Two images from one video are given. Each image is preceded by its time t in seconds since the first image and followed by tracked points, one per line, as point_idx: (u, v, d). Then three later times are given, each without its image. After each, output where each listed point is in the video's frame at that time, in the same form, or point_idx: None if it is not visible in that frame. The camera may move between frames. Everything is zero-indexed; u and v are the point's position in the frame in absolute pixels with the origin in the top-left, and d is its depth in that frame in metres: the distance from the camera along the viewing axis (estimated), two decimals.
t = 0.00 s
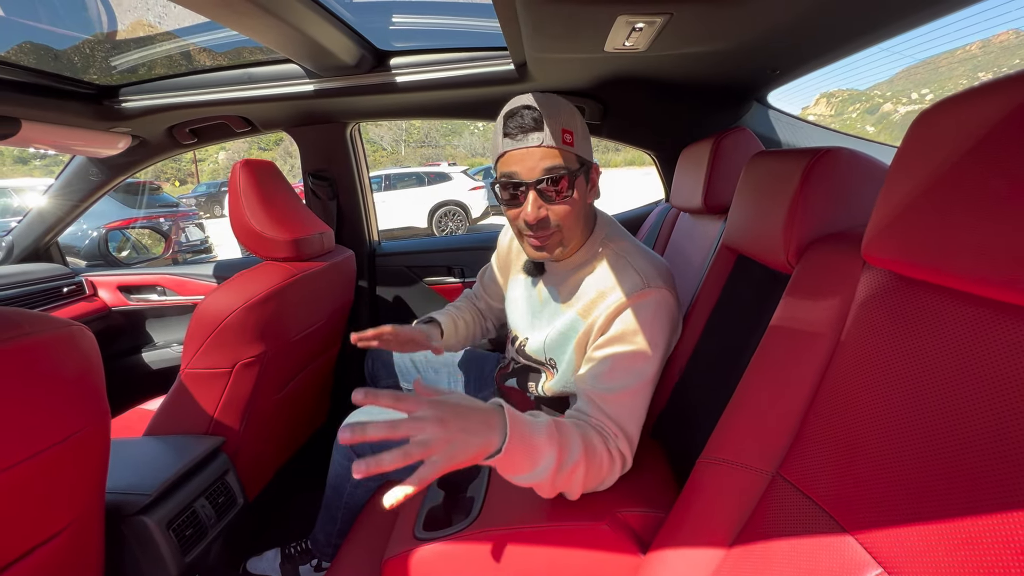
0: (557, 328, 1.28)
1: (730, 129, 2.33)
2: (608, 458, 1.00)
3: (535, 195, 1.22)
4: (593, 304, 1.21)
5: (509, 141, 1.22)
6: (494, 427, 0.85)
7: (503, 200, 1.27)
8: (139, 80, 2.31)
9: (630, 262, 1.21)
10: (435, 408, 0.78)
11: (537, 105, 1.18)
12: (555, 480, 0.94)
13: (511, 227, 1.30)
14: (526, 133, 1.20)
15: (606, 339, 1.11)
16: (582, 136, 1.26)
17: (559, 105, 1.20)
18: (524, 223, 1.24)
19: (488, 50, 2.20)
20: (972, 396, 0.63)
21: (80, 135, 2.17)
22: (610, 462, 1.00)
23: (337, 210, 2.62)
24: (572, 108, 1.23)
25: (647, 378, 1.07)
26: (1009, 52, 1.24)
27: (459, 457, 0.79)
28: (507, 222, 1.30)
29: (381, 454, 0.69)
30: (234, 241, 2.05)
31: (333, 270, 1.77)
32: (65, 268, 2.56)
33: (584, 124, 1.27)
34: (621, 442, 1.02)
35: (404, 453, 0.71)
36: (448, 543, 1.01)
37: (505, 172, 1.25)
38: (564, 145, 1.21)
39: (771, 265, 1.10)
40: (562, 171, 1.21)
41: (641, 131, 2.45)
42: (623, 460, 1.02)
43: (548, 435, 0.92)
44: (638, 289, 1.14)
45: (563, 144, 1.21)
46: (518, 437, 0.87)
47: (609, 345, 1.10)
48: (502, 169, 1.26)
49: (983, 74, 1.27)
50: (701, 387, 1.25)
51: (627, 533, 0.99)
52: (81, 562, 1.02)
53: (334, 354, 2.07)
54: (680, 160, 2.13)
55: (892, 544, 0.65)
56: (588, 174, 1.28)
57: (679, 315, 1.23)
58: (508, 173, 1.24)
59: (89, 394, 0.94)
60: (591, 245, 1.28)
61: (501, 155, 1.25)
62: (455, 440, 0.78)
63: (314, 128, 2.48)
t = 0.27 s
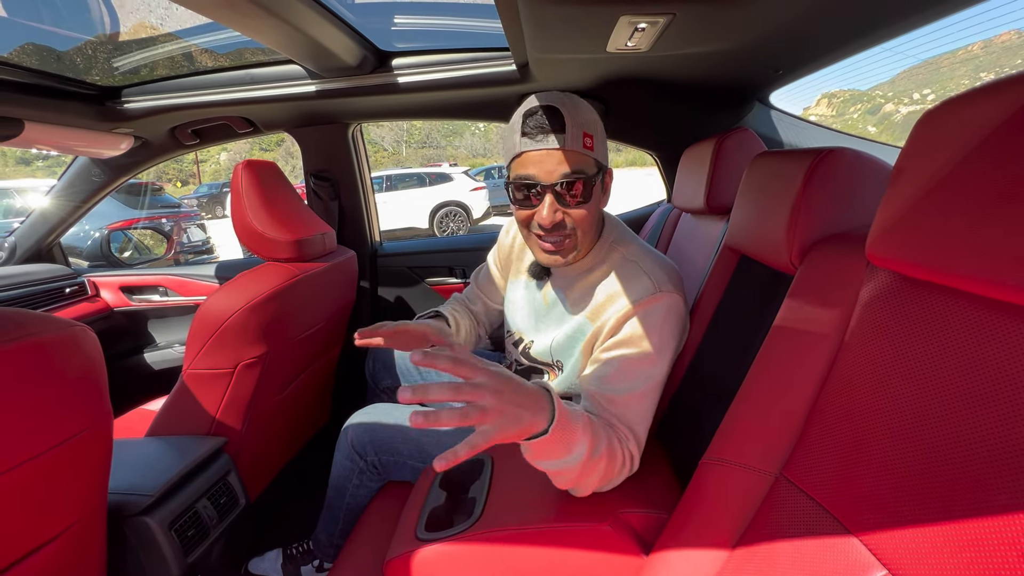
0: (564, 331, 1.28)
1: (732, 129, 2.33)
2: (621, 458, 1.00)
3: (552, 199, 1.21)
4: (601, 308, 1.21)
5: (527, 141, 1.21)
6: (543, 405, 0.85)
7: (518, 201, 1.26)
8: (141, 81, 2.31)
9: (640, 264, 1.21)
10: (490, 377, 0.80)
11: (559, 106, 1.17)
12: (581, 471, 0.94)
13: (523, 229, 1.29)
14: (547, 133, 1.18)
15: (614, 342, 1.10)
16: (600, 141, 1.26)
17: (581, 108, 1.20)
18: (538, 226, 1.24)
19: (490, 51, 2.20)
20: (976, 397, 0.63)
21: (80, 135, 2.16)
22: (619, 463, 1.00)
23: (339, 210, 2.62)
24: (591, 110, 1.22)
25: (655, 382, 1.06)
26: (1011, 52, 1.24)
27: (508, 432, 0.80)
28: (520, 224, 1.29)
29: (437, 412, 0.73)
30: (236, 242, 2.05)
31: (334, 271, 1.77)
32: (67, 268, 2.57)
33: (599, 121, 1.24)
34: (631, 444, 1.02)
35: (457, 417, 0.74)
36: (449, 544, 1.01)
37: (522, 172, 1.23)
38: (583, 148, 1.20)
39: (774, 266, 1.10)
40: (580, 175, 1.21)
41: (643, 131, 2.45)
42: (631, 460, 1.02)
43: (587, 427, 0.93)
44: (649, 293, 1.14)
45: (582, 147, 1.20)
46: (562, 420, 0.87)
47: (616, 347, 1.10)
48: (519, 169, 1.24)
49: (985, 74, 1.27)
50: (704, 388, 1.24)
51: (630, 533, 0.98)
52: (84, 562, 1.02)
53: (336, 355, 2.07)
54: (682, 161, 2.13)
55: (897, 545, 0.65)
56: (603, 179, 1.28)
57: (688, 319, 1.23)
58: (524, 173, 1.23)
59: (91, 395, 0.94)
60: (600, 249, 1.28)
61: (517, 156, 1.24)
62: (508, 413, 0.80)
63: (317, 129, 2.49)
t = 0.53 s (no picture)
0: (570, 336, 1.28)
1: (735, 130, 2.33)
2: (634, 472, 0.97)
3: (563, 216, 1.19)
4: (610, 315, 1.21)
5: (537, 154, 1.18)
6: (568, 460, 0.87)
7: (527, 217, 1.23)
8: (144, 82, 2.31)
9: (649, 271, 1.21)
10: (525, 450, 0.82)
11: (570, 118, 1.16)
12: (609, 509, 0.92)
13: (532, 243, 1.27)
14: (557, 147, 1.16)
15: (625, 350, 1.10)
16: (610, 151, 1.25)
17: (591, 120, 1.19)
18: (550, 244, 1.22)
19: (491, 52, 2.20)
20: (982, 400, 0.63)
21: (83, 137, 2.17)
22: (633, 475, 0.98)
23: (342, 211, 2.62)
24: (600, 120, 1.21)
25: (664, 389, 1.07)
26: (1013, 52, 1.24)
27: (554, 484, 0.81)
28: (528, 239, 1.27)
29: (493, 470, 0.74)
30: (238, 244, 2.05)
31: (337, 272, 1.77)
32: (70, 269, 2.57)
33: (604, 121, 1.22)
34: (640, 454, 1.01)
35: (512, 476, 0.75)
36: (452, 547, 1.02)
37: (531, 187, 1.20)
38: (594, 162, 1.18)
39: (778, 267, 1.09)
40: (592, 190, 1.19)
41: (645, 133, 2.45)
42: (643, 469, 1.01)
43: (606, 465, 0.91)
44: (659, 301, 1.15)
45: (594, 160, 1.19)
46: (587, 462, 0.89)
47: (626, 355, 1.10)
48: (528, 183, 1.21)
49: (987, 75, 1.27)
50: (708, 390, 1.24)
51: (633, 535, 0.98)
52: (87, 564, 1.02)
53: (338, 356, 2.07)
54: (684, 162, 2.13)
55: (903, 548, 0.65)
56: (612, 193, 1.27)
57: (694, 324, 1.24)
58: (534, 188, 1.20)
59: (95, 397, 0.94)
60: (608, 256, 1.28)
61: (526, 169, 1.21)
62: (554, 482, 0.80)
63: (319, 130, 2.49)
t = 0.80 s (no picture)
0: (571, 338, 1.28)
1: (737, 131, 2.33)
2: (635, 475, 0.98)
3: (561, 215, 1.19)
4: (611, 317, 1.20)
5: (535, 154, 1.18)
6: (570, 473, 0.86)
7: (525, 216, 1.23)
8: (147, 84, 2.31)
9: (651, 273, 1.21)
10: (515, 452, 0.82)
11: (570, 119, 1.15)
12: (607, 514, 0.92)
13: (530, 242, 1.27)
14: (555, 147, 1.16)
15: (627, 352, 1.10)
16: (610, 150, 1.24)
17: (591, 119, 1.19)
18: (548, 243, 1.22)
19: (493, 53, 2.20)
20: (990, 401, 0.62)
21: (87, 139, 2.18)
22: (636, 476, 0.99)
23: (344, 212, 2.62)
24: (601, 121, 1.20)
25: (665, 391, 1.06)
26: (1015, 52, 1.24)
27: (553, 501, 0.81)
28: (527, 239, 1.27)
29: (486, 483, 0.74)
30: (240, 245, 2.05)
31: (339, 274, 1.77)
32: (71, 271, 2.57)
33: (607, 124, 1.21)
34: (642, 457, 1.01)
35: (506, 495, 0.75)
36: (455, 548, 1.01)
37: (529, 187, 1.21)
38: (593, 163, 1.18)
39: (783, 269, 1.09)
40: (591, 191, 1.18)
41: (647, 133, 2.44)
42: (645, 472, 1.01)
43: (606, 470, 0.91)
44: (661, 303, 1.14)
45: (592, 160, 1.18)
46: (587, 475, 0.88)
47: (628, 357, 1.09)
48: (526, 182, 1.21)
49: (989, 75, 1.26)
50: (712, 392, 1.24)
51: (637, 538, 0.98)
52: (90, 566, 1.02)
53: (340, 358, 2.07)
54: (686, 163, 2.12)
55: (912, 551, 0.64)
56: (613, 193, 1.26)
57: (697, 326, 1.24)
58: (532, 188, 1.21)
59: (98, 399, 0.94)
60: (609, 258, 1.28)
61: (525, 169, 1.21)
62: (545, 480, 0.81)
63: (321, 131, 2.49)
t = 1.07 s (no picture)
0: (573, 337, 1.28)
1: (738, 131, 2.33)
2: (626, 475, 0.98)
3: (523, 196, 1.26)
4: (610, 315, 1.21)
5: (517, 139, 1.28)
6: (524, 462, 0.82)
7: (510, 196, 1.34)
8: (147, 85, 2.31)
9: (651, 271, 1.21)
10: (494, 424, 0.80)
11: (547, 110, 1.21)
12: (578, 510, 0.91)
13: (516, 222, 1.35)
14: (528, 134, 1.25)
15: (623, 351, 1.10)
16: (595, 150, 1.23)
17: (569, 115, 1.20)
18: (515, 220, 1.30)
19: (493, 54, 2.20)
20: (995, 402, 0.62)
21: (87, 140, 2.18)
22: (628, 477, 0.98)
23: (344, 213, 2.62)
24: (586, 116, 1.21)
25: (664, 391, 1.06)
26: (1016, 52, 1.24)
27: (486, 485, 0.78)
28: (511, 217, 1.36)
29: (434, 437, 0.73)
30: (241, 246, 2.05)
31: (340, 274, 1.76)
32: (72, 272, 2.57)
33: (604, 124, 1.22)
34: (638, 457, 1.01)
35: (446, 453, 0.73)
36: (457, 551, 1.01)
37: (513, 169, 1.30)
38: (560, 154, 1.21)
39: (785, 270, 1.09)
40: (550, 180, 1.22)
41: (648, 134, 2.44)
42: (641, 473, 1.01)
43: (580, 467, 0.90)
44: (659, 302, 1.14)
45: (560, 153, 1.21)
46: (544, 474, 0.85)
47: (624, 356, 1.09)
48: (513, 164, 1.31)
49: (989, 75, 1.26)
50: (714, 393, 1.24)
51: (640, 539, 0.98)
52: (92, 568, 1.02)
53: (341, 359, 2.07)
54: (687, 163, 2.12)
55: (917, 553, 0.64)
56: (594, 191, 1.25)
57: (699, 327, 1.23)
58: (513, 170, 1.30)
59: (100, 401, 0.94)
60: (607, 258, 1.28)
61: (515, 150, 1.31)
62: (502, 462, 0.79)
63: (322, 132, 2.49)
